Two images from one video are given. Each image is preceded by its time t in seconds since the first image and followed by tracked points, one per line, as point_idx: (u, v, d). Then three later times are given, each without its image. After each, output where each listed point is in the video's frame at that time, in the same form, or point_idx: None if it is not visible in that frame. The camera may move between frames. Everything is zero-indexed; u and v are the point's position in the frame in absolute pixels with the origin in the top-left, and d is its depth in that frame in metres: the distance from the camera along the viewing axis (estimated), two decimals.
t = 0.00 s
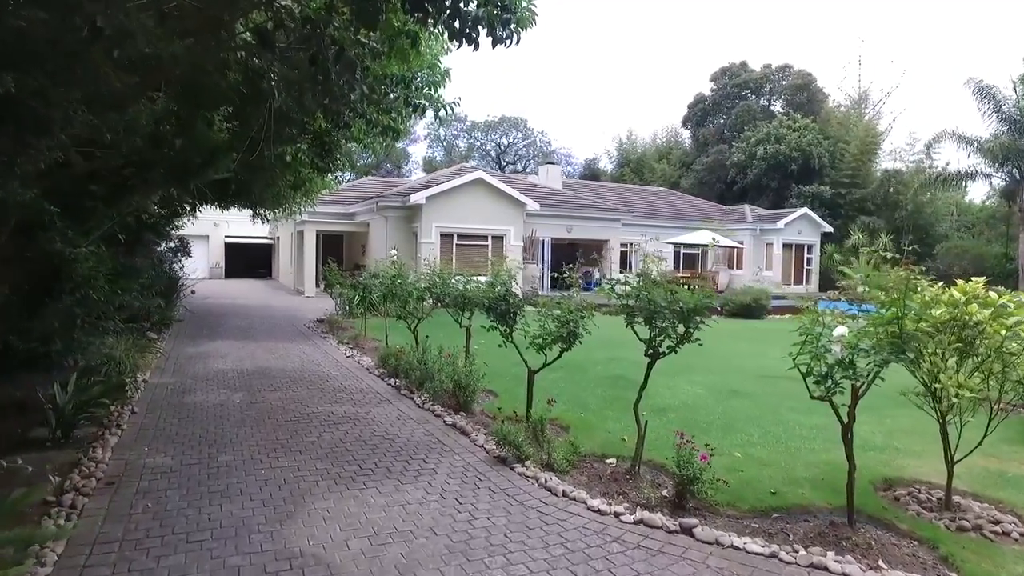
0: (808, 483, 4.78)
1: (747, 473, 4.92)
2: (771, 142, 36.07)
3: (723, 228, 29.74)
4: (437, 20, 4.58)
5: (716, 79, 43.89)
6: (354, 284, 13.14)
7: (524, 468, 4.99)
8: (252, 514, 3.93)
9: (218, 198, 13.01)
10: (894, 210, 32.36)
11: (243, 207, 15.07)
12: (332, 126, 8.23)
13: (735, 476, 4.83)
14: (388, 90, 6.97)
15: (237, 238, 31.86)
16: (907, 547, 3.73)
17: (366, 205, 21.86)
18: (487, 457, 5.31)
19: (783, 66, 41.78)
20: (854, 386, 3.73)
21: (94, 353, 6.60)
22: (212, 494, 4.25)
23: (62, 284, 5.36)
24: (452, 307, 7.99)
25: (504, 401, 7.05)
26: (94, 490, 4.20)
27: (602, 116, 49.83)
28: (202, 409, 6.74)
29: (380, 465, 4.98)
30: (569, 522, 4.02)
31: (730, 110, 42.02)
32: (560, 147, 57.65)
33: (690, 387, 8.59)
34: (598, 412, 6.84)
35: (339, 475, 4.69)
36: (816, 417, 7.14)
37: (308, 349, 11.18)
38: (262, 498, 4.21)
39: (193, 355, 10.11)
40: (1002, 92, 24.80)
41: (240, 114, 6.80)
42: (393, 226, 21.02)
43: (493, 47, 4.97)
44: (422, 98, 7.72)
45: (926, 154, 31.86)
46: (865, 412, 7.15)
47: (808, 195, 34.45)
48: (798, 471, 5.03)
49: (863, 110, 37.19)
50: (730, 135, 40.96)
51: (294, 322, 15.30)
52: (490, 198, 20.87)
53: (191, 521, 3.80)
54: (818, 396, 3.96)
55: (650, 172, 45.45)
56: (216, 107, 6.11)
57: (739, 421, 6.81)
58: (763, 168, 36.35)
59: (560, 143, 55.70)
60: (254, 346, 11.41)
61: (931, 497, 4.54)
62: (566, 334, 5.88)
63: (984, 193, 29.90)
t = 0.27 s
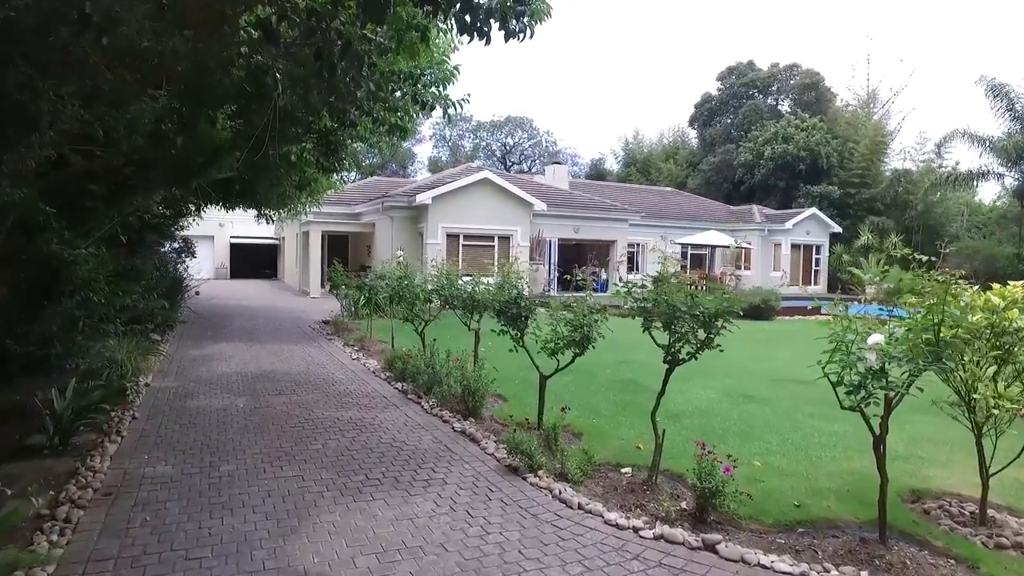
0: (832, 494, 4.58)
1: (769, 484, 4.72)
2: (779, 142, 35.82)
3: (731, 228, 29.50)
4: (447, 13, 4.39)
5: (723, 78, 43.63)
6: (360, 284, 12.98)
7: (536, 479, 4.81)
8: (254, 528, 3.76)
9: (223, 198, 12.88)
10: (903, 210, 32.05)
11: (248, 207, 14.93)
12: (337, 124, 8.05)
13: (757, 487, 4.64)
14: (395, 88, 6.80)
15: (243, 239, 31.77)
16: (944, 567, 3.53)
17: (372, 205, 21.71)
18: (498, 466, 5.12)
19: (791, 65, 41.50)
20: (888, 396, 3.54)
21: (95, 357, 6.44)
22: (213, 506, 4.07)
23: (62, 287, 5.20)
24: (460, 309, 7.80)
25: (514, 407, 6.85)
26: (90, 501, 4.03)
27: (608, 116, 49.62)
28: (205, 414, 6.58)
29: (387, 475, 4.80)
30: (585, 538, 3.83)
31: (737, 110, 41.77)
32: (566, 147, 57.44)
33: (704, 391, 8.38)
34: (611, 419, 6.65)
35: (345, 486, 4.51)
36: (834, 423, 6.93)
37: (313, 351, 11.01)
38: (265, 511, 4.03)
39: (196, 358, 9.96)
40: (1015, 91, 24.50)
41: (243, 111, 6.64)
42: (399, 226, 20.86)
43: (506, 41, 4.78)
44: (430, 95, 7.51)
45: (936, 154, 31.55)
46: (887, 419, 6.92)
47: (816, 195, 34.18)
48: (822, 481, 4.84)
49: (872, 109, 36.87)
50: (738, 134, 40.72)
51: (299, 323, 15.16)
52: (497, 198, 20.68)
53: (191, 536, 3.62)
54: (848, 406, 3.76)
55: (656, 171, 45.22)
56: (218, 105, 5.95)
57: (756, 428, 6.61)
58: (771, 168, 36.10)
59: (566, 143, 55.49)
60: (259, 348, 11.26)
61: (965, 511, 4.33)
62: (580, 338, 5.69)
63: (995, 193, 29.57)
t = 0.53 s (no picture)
0: (856, 501, 4.39)
1: (790, 491, 4.53)
2: (786, 141, 35.61)
3: (737, 228, 29.29)
4: None
5: (729, 78, 43.45)
6: (364, 284, 12.82)
7: (548, 485, 4.63)
8: (253, 538, 3.59)
9: (226, 196, 12.73)
10: (911, 209, 31.78)
11: (252, 206, 14.79)
12: (341, 120, 7.87)
13: (778, 495, 4.45)
14: (401, 83, 6.63)
15: (247, 238, 31.67)
16: None
17: (376, 204, 21.58)
18: (508, 472, 4.94)
19: (798, 64, 41.29)
20: (922, 399, 3.34)
21: (94, 359, 6.28)
22: (211, 513, 3.91)
23: (58, 286, 5.03)
24: (467, 308, 7.63)
25: (522, 410, 6.68)
26: (84, 509, 3.87)
27: (614, 116, 49.44)
28: (205, 417, 6.42)
29: (393, 481, 4.63)
30: (601, 548, 3.66)
31: (743, 109, 41.59)
32: (571, 147, 57.31)
33: (716, 394, 8.19)
34: (623, 423, 6.45)
35: (350, 493, 4.35)
36: (852, 427, 6.74)
37: (317, 352, 10.87)
38: (265, 519, 3.86)
39: (197, 358, 9.82)
40: None
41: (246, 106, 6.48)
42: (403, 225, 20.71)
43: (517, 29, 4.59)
44: (439, 88, 7.29)
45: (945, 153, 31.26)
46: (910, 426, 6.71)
47: (823, 195, 33.96)
48: (845, 488, 4.64)
49: (879, 108, 36.58)
50: (744, 134, 40.52)
51: (303, 324, 15.03)
52: (502, 198, 20.50)
53: (188, 545, 3.46)
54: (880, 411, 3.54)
55: (662, 171, 45.05)
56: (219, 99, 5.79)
57: (772, 431, 6.42)
58: (777, 167, 35.90)
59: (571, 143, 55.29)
60: (262, 348, 11.13)
61: (996, 521, 4.13)
62: (593, 338, 5.51)
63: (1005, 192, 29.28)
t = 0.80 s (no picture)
0: (881, 513, 4.20)
1: (811, 501, 4.34)
2: (792, 141, 35.35)
3: (744, 228, 29.06)
4: None
5: (735, 77, 43.18)
6: (368, 284, 12.64)
7: (559, 494, 4.44)
8: (251, 552, 3.41)
9: (228, 195, 12.57)
10: (919, 209, 31.49)
11: (255, 206, 14.62)
12: (344, 117, 7.69)
13: (800, 506, 4.24)
14: (406, 78, 6.46)
15: (250, 239, 31.52)
16: None
17: (380, 204, 21.41)
18: (517, 480, 4.76)
19: (804, 64, 41.00)
20: (960, 408, 3.13)
21: (91, 361, 6.11)
22: (208, 525, 3.73)
23: (54, 285, 4.81)
24: (473, 310, 7.44)
25: (530, 415, 6.49)
26: (75, 520, 3.69)
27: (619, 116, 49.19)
28: (205, 421, 6.25)
29: (398, 491, 4.45)
30: (617, 564, 3.47)
31: (749, 109, 41.32)
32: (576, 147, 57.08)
33: (727, 398, 7.99)
34: (634, 429, 6.26)
35: (353, 503, 4.17)
36: (870, 432, 6.53)
37: (319, 353, 10.70)
38: (264, 531, 3.68)
39: (198, 360, 9.66)
40: None
41: (247, 101, 6.30)
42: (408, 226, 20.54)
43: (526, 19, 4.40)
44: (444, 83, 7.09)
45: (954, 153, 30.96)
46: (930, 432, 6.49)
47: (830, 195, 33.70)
48: (869, 498, 4.44)
49: (886, 107, 36.26)
50: (750, 134, 40.26)
51: (307, 324, 14.87)
52: (507, 197, 20.31)
53: (181, 561, 3.28)
54: (913, 420, 3.34)
55: (667, 171, 44.81)
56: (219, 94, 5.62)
57: (788, 437, 6.22)
58: (784, 167, 35.64)
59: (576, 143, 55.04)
60: (264, 349, 10.96)
61: None
62: (604, 342, 5.32)
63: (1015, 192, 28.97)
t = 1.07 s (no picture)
0: (912, 528, 3.99)
1: (837, 515, 4.14)
2: (800, 140, 35.05)
3: (751, 228, 28.82)
4: None
5: (742, 76, 42.89)
6: (373, 285, 12.46)
7: (572, 507, 4.25)
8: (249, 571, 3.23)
9: (232, 195, 12.40)
10: (929, 209, 31.17)
11: (259, 205, 14.46)
12: (349, 115, 7.52)
13: (826, 521, 4.03)
14: (412, 74, 6.26)
15: (255, 238, 31.41)
16: None
17: (385, 204, 21.25)
18: (527, 492, 4.56)
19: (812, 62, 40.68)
20: (1007, 422, 2.92)
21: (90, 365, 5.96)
22: (204, 541, 3.55)
23: (49, 288, 4.69)
24: (481, 313, 7.25)
25: (539, 421, 6.30)
26: (64, 536, 3.52)
27: (625, 115, 48.92)
28: (206, 426, 6.08)
29: (404, 503, 4.26)
30: None
31: (756, 108, 41.02)
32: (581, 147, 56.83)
33: (741, 403, 7.78)
34: (647, 436, 6.06)
35: (357, 516, 3.98)
36: (891, 439, 6.31)
37: (323, 355, 10.53)
38: (263, 548, 3.50)
39: (200, 362, 9.49)
40: None
41: (247, 96, 6.12)
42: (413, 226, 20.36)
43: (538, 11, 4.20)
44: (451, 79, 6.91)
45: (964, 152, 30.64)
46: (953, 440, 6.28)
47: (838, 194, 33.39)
48: (897, 511, 4.24)
49: (896, 106, 35.90)
50: (757, 133, 39.96)
51: (311, 325, 14.71)
52: (513, 197, 20.12)
53: None
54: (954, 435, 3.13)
55: (673, 171, 44.55)
56: (219, 89, 5.44)
57: (807, 445, 6.00)
58: (792, 167, 35.35)
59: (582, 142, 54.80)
60: (268, 351, 10.80)
61: None
62: (618, 347, 5.12)
63: None
